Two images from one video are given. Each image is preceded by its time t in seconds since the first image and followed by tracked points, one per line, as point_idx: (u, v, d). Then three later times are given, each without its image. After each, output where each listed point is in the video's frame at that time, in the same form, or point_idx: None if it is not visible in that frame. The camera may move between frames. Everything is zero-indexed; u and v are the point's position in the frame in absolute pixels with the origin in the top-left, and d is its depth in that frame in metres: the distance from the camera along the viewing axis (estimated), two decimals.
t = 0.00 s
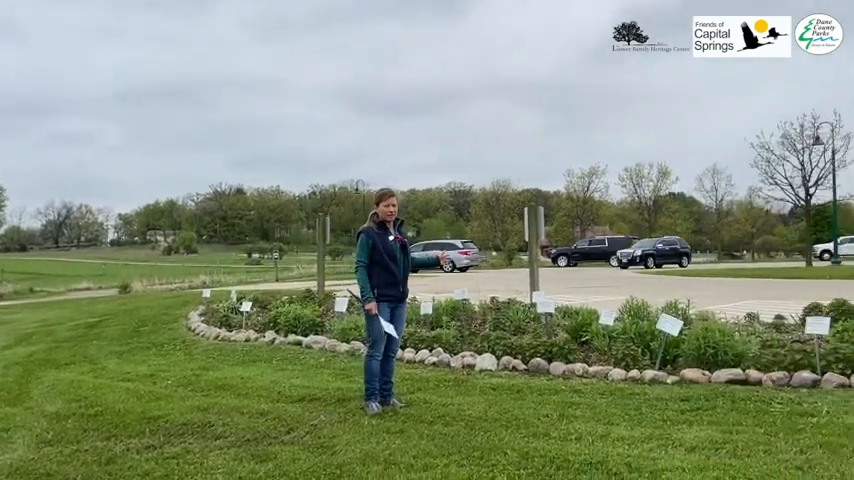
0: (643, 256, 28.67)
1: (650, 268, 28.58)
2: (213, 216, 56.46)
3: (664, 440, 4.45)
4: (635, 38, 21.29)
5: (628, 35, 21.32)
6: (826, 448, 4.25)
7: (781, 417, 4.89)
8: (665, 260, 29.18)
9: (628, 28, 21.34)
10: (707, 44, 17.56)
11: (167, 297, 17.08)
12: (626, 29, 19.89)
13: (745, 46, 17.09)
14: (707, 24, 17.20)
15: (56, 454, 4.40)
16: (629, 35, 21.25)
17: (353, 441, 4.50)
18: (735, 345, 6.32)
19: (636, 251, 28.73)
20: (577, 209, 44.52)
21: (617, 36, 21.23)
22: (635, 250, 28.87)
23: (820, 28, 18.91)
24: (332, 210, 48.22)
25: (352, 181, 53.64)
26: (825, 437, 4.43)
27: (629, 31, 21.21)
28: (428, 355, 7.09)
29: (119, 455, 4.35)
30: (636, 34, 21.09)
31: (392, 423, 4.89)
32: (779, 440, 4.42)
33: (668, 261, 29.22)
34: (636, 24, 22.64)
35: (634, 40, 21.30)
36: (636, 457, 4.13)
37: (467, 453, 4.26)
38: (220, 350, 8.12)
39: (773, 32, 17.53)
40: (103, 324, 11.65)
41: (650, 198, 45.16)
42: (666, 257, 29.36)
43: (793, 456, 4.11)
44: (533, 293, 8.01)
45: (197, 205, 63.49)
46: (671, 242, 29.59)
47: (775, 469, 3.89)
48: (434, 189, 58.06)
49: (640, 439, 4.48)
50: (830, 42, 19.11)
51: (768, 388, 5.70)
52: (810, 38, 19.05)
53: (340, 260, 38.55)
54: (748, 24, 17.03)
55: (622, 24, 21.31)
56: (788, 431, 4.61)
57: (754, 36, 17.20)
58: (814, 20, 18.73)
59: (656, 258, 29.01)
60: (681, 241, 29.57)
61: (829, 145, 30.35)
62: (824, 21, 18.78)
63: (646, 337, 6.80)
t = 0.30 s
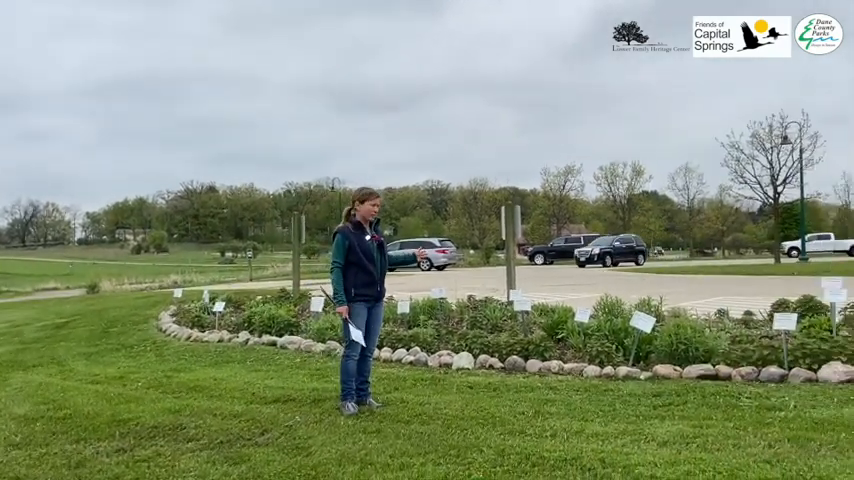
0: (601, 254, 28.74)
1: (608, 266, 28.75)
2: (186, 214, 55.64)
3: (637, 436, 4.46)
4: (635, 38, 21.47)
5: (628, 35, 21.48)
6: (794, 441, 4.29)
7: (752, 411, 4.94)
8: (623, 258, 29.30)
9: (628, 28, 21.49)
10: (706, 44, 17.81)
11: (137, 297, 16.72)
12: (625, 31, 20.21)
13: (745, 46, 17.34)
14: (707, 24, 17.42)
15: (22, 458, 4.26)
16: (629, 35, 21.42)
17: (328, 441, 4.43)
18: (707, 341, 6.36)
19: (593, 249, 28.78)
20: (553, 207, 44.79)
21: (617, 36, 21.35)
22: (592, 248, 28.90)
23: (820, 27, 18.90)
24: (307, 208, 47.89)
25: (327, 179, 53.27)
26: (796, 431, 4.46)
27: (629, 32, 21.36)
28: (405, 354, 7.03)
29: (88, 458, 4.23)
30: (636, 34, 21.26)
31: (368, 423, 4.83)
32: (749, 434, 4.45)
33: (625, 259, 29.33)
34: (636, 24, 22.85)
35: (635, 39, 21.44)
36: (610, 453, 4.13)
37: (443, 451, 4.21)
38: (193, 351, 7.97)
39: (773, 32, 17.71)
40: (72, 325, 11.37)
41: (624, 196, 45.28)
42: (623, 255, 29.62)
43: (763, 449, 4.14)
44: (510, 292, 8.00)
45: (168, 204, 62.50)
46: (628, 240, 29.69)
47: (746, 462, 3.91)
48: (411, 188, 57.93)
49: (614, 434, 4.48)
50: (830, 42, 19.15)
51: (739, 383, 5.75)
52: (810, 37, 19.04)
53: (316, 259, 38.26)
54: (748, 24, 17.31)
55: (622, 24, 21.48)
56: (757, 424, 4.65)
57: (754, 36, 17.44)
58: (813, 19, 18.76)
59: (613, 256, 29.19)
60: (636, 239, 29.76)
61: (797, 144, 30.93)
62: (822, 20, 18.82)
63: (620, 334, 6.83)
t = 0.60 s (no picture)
0: (564, 254, 28.83)
1: (571, 264, 28.87)
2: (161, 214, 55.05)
3: (613, 431, 4.52)
4: (635, 38, 21.55)
5: (628, 35, 21.67)
6: (765, 435, 4.37)
7: (724, 406, 5.03)
8: (584, 257, 29.52)
9: (628, 28, 21.67)
10: (706, 44, 18.06)
11: (111, 298, 16.52)
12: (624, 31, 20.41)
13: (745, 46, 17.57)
14: (706, 24, 17.59)
15: None
16: (628, 35, 21.63)
17: (306, 441, 4.43)
18: (680, 338, 6.46)
19: (556, 249, 28.79)
20: (531, 207, 45.01)
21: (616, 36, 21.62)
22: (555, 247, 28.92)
23: (819, 28, 18.12)
24: (285, 208, 47.64)
25: (304, 179, 53.02)
26: (767, 425, 4.55)
27: (629, 32, 21.52)
28: (383, 353, 7.04)
29: (63, 460, 4.19)
30: (636, 34, 21.36)
31: (346, 421, 4.84)
32: (721, 428, 4.53)
33: (586, 258, 29.55)
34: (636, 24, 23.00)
35: (634, 39, 21.62)
36: (586, 448, 4.18)
37: (421, 448, 4.24)
38: (169, 352, 7.92)
39: (773, 32, 17.74)
40: (46, 326, 11.22)
41: (601, 196, 45.84)
42: (584, 254, 29.74)
43: (734, 443, 4.22)
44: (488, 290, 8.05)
45: (143, 204, 61.78)
46: (589, 240, 29.94)
47: (717, 456, 3.98)
48: (389, 187, 57.89)
49: (590, 430, 4.54)
50: (830, 42, 18.32)
51: (711, 379, 5.85)
52: (809, 38, 18.43)
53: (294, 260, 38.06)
54: (748, 25, 17.48)
55: (622, 23, 21.63)
56: (729, 419, 4.73)
57: (754, 36, 17.67)
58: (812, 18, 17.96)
59: (575, 255, 29.27)
60: (596, 239, 30.08)
61: (769, 145, 31.48)
62: (822, 21, 17.98)
63: (596, 331, 6.91)
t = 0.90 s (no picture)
0: (532, 255, 29.00)
1: (540, 266, 29.04)
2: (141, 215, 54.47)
3: (593, 429, 4.58)
4: (635, 38, 21.82)
5: (628, 35, 21.88)
6: (743, 431, 4.45)
7: (703, 404, 5.12)
8: (551, 258, 29.76)
9: (628, 27, 21.87)
10: (706, 44, 18.29)
11: (91, 301, 16.33)
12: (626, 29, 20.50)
13: (745, 46, 17.79)
14: (707, 24, 17.84)
15: None
16: (629, 35, 21.85)
17: (289, 442, 4.44)
18: (660, 337, 6.55)
19: (525, 250, 28.95)
20: (513, 208, 45.05)
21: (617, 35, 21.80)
22: (523, 248, 29.11)
23: (820, 28, 18.48)
24: (267, 209, 47.41)
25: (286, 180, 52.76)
26: (745, 422, 4.63)
27: (629, 32, 21.74)
28: (366, 354, 7.05)
29: (43, 463, 4.16)
30: (636, 34, 21.63)
31: (329, 422, 4.85)
32: (699, 425, 4.61)
33: (554, 258, 29.81)
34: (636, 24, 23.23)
35: (635, 39, 21.83)
36: (567, 446, 4.23)
37: (404, 448, 4.26)
38: (150, 354, 7.87)
39: (773, 32, 18.15)
40: (23, 329, 11.08)
41: (582, 197, 46.42)
42: (552, 254, 29.99)
43: (713, 440, 4.29)
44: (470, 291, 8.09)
45: (123, 206, 61.12)
46: (557, 241, 30.19)
47: (697, 452, 4.05)
48: (372, 188, 57.82)
49: (570, 429, 4.59)
50: (830, 42, 18.78)
51: (691, 377, 5.94)
52: (810, 37, 18.73)
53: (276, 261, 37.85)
54: (750, 24, 17.73)
55: (623, 23, 21.84)
56: (708, 416, 4.81)
57: (755, 36, 17.90)
58: (813, 19, 18.36)
59: (543, 256, 29.49)
60: (563, 241, 30.34)
61: (748, 146, 31.98)
62: (823, 21, 18.38)
63: (577, 331, 6.98)
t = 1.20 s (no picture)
0: (511, 258, 28.80)
1: (517, 269, 28.97)
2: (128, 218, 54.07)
3: (580, 430, 4.61)
4: (635, 38, 21.98)
5: (628, 35, 22.02)
6: (728, 431, 4.51)
7: (689, 404, 5.17)
8: (527, 260, 29.65)
9: (628, 27, 21.99)
10: (706, 43, 18.49)
11: (77, 304, 16.21)
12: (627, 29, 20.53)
13: (745, 46, 17.90)
14: (707, 24, 18.05)
15: None
16: (628, 35, 22.00)
17: (277, 444, 4.44)
18: (646, 338, 6.61)
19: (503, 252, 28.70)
20: (501, 210, 44.98)
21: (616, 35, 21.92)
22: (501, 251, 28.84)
23: (819, 27, 18.54)
24: (255, 212, 47.25)
25: (275, 183, 52.57)
26: (731, 422, 4.69)
27: (629, 32, 21.89)
28: (354, 356, 7.06)
29: (30, 467, 4.15)
30: (636, 34, 21.78)
31: (317, 424, 4.86)
32: (685, 426, 4.65)
33: (528, 261, 29.69)
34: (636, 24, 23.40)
35: (634, 39, 21.98)
36: (554, 446, 4.26)
37: (391, 450, 4.28)
38: (137, 357, 7.83)
39: (772, 32, 18.27)
40: (8, 333, 10.98)
41: (570, 199, 47.25)
42: (527, 256, 29.88)
43: (698, 440, 4.34)
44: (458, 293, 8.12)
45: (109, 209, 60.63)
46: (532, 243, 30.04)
47: (682, 452, 4.10)
48: (360, 191, 57.74)
49: (558, 429, 4.63)
50: (830, 41, 18.86)
51: (677, 378, 5.99)
52: (809, 37, 18.81)
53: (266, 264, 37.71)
54: (749, 24, 17.85)
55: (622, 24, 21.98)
56: (694, 416, 4.87)
57: (754, 35, 17.98)
58: (813, 18, 18.42)
59: (521, 259, 29.33)
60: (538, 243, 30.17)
61: (733, 148, 32.28)
62: (822, 20, 18.45)
63: (565, 332, 7.02)
